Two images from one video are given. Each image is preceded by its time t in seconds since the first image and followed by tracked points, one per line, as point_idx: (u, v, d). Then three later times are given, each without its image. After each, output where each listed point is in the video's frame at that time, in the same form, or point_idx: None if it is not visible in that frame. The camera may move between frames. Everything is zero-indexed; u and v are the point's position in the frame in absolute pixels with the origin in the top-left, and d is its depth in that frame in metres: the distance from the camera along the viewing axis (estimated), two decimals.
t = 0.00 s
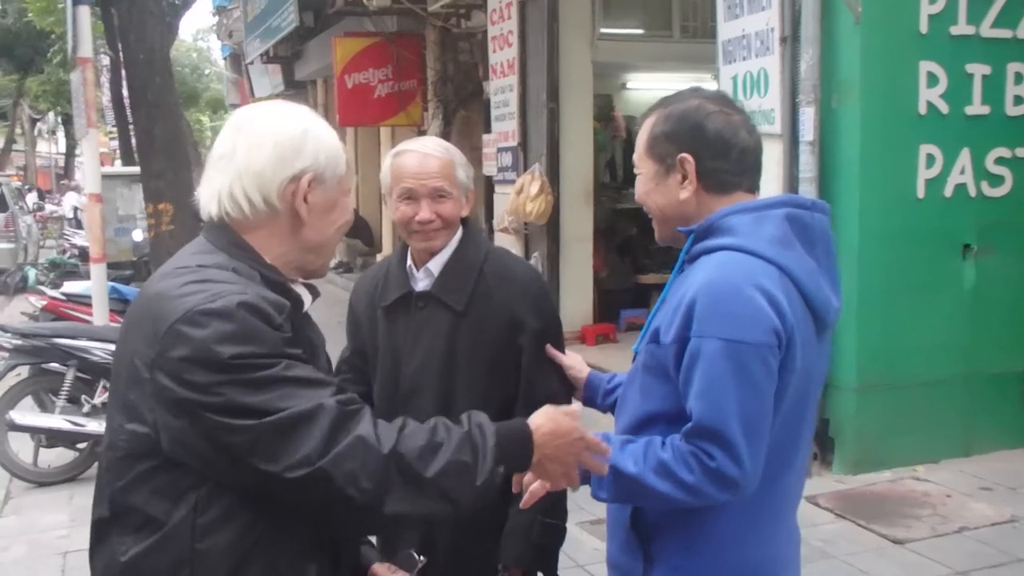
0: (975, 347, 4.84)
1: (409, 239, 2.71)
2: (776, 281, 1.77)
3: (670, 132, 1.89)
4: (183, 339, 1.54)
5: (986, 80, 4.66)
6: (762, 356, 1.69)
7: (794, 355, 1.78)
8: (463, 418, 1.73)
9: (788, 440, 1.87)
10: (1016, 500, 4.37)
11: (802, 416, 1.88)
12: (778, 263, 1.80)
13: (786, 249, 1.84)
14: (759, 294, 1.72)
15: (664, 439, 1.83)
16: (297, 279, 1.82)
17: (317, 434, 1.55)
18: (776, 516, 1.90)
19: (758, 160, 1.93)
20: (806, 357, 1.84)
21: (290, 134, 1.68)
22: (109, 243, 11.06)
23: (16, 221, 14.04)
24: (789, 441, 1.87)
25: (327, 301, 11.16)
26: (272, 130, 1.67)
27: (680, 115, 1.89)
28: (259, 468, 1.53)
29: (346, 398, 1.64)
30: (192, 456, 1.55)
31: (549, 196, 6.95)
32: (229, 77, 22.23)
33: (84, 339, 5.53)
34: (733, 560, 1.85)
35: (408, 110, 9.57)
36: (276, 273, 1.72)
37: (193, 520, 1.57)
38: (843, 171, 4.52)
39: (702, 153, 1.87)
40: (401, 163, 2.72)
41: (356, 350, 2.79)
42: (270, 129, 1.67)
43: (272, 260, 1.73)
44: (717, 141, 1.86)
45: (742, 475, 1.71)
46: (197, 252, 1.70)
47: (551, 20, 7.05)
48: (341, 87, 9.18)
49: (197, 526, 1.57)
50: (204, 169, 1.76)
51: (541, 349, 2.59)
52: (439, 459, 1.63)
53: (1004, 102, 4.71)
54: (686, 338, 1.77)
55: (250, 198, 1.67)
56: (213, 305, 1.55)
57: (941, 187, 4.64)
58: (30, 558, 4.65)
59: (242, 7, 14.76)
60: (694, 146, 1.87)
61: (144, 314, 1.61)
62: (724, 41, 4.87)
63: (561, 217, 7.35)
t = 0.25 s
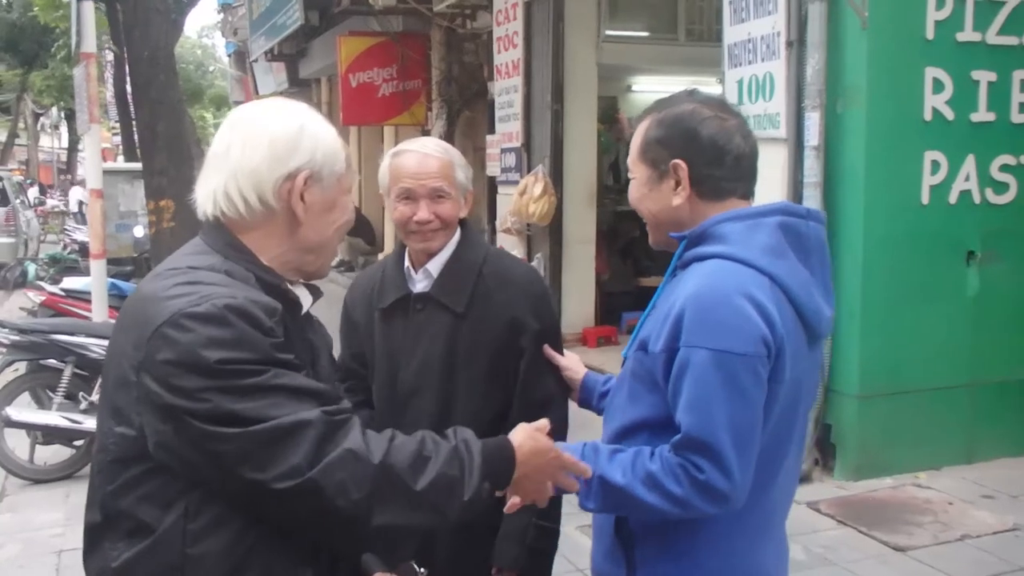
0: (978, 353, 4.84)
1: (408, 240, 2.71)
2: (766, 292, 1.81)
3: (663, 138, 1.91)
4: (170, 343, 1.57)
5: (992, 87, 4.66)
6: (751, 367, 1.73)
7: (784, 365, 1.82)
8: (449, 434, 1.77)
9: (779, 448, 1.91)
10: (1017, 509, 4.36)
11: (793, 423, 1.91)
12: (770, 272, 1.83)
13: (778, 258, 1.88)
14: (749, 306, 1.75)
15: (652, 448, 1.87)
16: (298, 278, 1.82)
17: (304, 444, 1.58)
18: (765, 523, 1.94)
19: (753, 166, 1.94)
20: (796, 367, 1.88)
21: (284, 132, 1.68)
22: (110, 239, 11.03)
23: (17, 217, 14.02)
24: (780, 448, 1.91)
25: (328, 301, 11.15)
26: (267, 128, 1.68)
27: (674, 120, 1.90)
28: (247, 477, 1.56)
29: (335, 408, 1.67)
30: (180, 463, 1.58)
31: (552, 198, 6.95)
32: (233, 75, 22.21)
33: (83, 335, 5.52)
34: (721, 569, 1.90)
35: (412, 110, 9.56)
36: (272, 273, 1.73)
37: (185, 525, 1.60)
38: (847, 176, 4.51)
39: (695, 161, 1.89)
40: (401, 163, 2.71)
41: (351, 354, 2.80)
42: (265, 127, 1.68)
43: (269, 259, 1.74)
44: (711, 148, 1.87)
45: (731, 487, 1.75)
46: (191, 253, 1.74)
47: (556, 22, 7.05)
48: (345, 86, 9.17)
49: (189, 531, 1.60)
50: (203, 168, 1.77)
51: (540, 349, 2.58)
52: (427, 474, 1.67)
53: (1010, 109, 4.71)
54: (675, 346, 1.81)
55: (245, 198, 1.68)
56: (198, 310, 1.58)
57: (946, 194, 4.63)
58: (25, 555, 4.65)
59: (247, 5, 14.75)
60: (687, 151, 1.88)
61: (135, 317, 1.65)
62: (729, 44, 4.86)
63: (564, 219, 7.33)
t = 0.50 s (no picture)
0: (982, 356, 4.82)
1: (408, 238, 2.70)
2: (756, 298, 1.79)
3: (654, 140, 1.90)
4: (164, 347, 1.56)
5: (999, 88, 4.65)
6: (739, 375, 1.71)
7: (773, 374, 1.80)
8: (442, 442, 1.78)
9: (769, 455, 1.89)
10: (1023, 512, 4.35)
11: (783, 431, 1.90)
12: (761, 279, 1.82)
13: (771, 264, 1.86)
14: (738, 313, 1.74)
15: (639, 456, 1.86)
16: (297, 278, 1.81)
17: (301, 450, 1.57)
18: (756, 531, 1.93)
19: (743, 169, 1.93)
20: (787, 374, 1.86)
21: (282, 130, 1.68)
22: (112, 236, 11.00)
23: (21, 213, 14.01)
24: (770, 456, 1.90)
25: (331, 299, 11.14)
26: (264, 126, 1.68)
27: (662, 121, 1.90)
28: (243, 483, 1.55)
29: (333, 414, 1.66)
30: (175, 468, 1.56)
31: (555, 197, 6.94)
32: (237, 74, 22.22)
33: (85, 333, 5.51)
34: None
35: (414, 109, 9.53)
36: (270, 272, 1.72)
37: (181, 530, 1.58)
38: (853, 176, 4.50)
39: (685, 163, 1.88)
40: (401, 161, 2.70)
41: (350, 355, 2.79)
42: (261, 125, 1.68)
43: (266, 258, 1.73)
44: (701, 149, 1.87)
45: (717, 495, 1.74)
46: (188, 254, 1.73)
47: (559, 21, 7.04)
48: (348, 85, 9.15)
49: (185, 535, 1.58)
50: (199, 168, 1.76)
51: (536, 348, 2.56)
52: (427, 480, 1.68)
53: (1016, 111, 4.70)
54: (662, 353, 1.80)
55: (241, 196, 1.68)
56: (192, 313, 1.57)
57: (952, 196, 4.62)
58: (27, 554, 4.64)
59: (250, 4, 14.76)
60: (677, 152, 1.88)
61: (129, 321, 1.63)
62: (733, 45, 4.83)
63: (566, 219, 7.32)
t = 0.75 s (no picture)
0: (1008, 357, 4.73)
1: (426, 237, 2.67)
2: (754, 303, 1.72)
3: (650, 138, 1.84)
4: (184, 348, 1.51)
5: None
6: (734, 384, 1.64)
7: (770, 381, 1.73)
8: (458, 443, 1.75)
9: (768, 463, 1.82)
10: None
11: (781, 439, 1.83)
12: (759, 282, 1.74)
13: (771, 266, 1.78)
14: (733, 320, 1.66)
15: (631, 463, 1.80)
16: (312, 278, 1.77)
17: (326, 452, 1.52)
18: (753, 540, 1.86)
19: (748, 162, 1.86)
20: (785, 381, 1.79)
21: (294, 125, 1.64)
22: (131, 235, 10.97)
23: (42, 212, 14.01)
24: (769, 464, 1.82)
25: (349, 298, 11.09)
26: (276, 121, 1.64)
27: (658, 118, 1.84)
28: (267, 486, 1.50)
29: (357, 415, 1.62)
30: (197, 470, 1.51)
31: (574, 195, 6.87)
32: (256, 73, 22.22)
33: (103, 332, 5.47)
34: None
35: (431, 107, 9.49)
36: (286, 271, 1.68)
37: (200, 533, 1.53)
38: (879, 173, 4.42)
39: (681, 161, 1.82)
40: (421, 157, 2.67)
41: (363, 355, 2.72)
42: (272, 121, 1.64)
43: (279, 257, 1.69)
44: (697, 147, 1.80)
45: (708, 508, 1.67)
46: (202, 254, 1.67)
47: (578, 18, 6.97)
48: (364, 83, 9.10)
49: (204, 538, 1.53)
50: (211, 166, 1.73)
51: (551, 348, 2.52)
52: (451, 482, 1.64)
53: None
54: (656, 359, 1.73)
55: (252, 193, 1.64)
56: (214, 314, 1.51)
57: (980, 193, 4.53)
58: (44, 553, 4.60)
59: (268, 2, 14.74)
60: (674, 152, 1.82)
61: (144, 322, 1.58)
62: (756, 38, 4.77)
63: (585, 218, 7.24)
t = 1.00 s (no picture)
0: None
1: (442, 234, 2.68)
2: (755, 304, 1.71)
3: (649, 137, 1.84)
4: (210, 347, 1.53)
5: None
6: (732, 388, 1.63)
7: (769, 384, 1.72)
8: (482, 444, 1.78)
9: (770, 466, 1.81)
10: None
11: (784, 443, 1.81)
12: (760, 283, 1.73)
13: (772, 266, 1.77)
14: (733, 321, 1.65)
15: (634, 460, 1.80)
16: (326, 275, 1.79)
17: (353, 449, 1.55)
18: (756, 545, 1.84)
19: (748, 160, 1.85)
20: (787, 384, 1.78)
21: (310, 123, 1.66)
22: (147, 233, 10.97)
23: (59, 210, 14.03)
24: (771, 468, 1.81)
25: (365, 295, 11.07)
26: (292, 119, 1.65)
27: (658, 116, 1.84)
28: (294, 483, 1.53)
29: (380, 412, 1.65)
30: (220, 470, 1.54)
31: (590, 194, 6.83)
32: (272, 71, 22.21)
33: (119, 330, 5.47)
34: None
35: (448, 104, 9.51)
36: (302, 269, 1.70)
37: (218, 534, 1.55)
38: (897, 171, 4.39)
39: (681, 159, 1.81)
40: (440, 154, 2.69)
41: (376, 354, 2.72)
42: (289, 118, 1.65)
43: (294, 255, 1.71)
44: (696, 145, 1.80)
45: (706, 513, 1.66)
46: (218, 252, 1.69)
47: (595, 15, 6.95)
48: (380, 81, 9.08)
49: (223, 540, 1.55)
50: (224, 163, 1.74)
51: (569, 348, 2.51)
52: (475, 479, 1.67)
53: None
54: (655, 360, 1.72)
55: (267, 190, 1.65)
56: (239, 312, 1.53)
57: (1000, 192, 4.49)
58: (60, 550, 4.59)
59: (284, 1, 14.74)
60: (673, 151, 1.81)
61: (163, 320, 1.59)
62: (774, 36, 4.77)
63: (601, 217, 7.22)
